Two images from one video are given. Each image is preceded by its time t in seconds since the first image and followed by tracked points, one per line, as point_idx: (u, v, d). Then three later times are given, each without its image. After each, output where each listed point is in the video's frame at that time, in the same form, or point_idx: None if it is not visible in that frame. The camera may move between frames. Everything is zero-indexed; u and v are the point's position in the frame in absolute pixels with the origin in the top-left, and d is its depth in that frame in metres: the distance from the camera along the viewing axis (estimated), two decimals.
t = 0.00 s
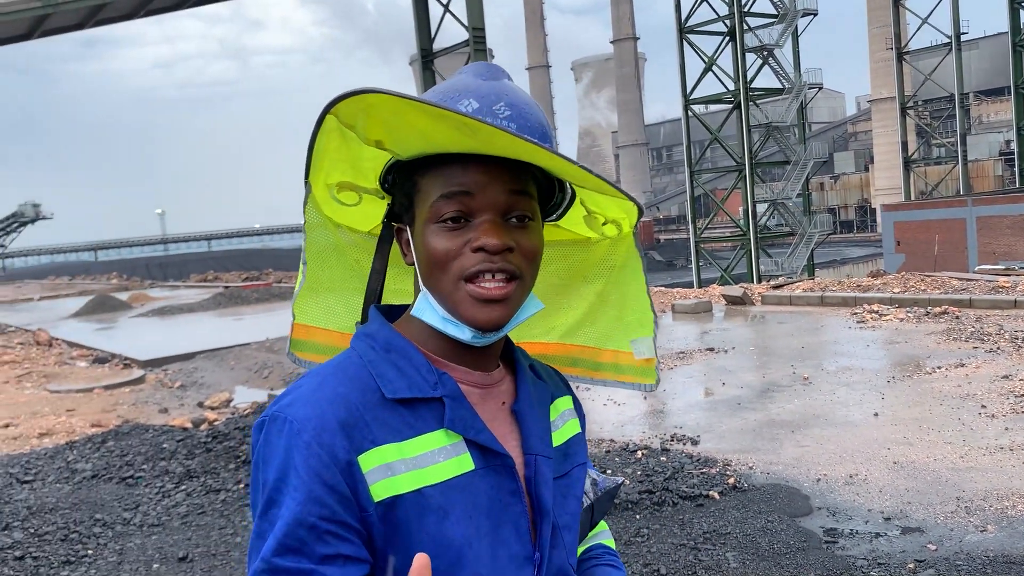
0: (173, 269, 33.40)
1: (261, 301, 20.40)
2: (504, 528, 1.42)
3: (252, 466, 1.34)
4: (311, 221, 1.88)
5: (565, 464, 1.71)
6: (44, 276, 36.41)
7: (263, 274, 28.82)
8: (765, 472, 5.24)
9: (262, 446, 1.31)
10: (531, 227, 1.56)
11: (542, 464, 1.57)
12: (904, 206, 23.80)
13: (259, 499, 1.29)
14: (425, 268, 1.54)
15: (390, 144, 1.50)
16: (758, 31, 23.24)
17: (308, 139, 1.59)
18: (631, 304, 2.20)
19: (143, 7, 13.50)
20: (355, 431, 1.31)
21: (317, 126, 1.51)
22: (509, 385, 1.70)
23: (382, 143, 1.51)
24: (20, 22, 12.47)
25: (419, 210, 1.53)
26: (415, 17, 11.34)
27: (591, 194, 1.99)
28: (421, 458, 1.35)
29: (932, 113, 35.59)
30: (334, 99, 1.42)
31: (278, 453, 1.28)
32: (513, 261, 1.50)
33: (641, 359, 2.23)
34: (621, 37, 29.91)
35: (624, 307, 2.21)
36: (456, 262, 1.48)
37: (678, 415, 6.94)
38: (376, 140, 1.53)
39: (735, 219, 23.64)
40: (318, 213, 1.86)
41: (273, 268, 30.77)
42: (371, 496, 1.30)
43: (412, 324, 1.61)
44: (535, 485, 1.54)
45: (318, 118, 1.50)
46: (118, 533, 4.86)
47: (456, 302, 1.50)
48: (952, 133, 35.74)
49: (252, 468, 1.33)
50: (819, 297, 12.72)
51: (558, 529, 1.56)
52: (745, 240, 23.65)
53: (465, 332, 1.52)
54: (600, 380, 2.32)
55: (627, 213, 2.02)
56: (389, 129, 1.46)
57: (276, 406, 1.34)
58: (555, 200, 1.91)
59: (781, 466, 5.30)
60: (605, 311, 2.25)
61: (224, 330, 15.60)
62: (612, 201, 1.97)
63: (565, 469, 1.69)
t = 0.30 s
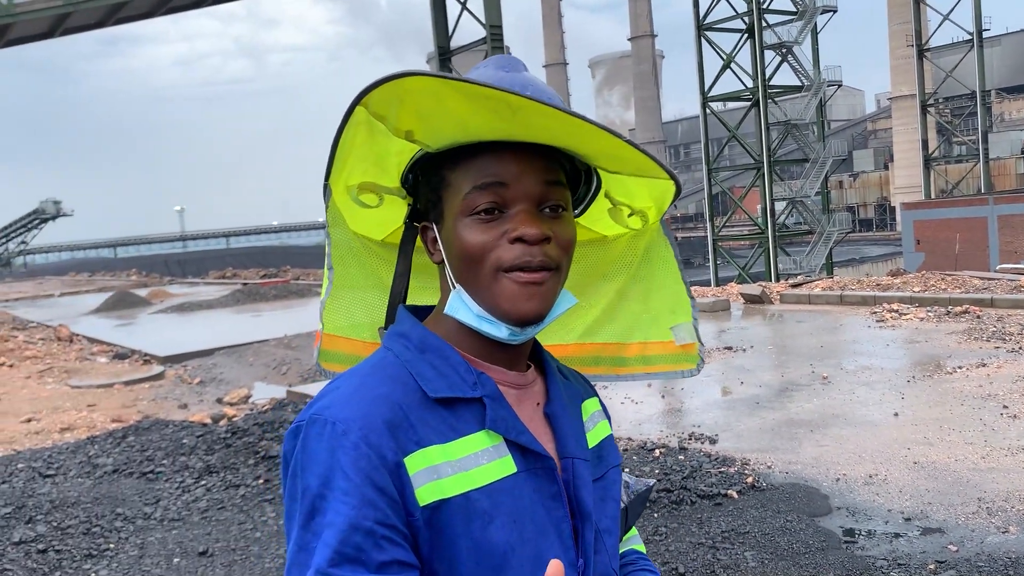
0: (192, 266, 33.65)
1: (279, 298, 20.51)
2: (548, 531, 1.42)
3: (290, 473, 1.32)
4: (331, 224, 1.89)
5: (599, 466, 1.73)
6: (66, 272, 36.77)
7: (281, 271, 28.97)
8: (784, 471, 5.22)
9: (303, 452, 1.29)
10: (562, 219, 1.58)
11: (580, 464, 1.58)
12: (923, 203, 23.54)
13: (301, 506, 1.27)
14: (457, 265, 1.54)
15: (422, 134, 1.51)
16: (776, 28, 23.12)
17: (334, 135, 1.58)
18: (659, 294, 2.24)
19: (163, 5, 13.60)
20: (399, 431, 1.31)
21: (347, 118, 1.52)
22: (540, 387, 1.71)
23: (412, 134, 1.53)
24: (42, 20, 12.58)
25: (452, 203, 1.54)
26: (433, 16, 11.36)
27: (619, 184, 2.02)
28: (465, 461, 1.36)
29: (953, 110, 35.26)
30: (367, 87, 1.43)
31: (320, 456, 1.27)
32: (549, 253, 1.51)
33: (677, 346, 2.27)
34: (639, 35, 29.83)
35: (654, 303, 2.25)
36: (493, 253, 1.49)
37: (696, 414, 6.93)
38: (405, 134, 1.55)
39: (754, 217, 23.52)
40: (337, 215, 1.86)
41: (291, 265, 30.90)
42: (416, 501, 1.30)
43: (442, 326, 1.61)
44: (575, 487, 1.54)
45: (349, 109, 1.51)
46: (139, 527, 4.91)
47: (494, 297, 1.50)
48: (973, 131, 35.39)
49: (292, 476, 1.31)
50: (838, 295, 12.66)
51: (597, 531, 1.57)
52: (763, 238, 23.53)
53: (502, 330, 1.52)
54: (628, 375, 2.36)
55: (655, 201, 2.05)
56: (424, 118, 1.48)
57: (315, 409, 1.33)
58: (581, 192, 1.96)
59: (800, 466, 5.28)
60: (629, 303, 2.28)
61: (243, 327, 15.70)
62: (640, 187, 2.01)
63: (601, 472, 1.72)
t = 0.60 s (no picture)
0: (203, 264, 33.82)
1: (290, 296, 20.55)
2: (571, 535, 1.42)
3: (304, 484, 1.28)
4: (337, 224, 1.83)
5: (617, 466, 1.74)
6: (78, 271, 36.96)
7: (291, 269, 29.02)
8: (796, 471, 5.20)
9: (322, 462, 1.25)
10: (577, 214, 1.60)
11: (600, 465, 1.58)
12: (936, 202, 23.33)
13: (320, 519, 1.23)
14: (474, 262, 1.53)
15: (441, 125, 1.50)
16: (788, 26, 23.03)
17: (344, 127, 1.54)
18: (665, 289, 2.26)
19: (175, 3, 13.65)
20: (422, 436, 1.30)
21: (363, 108, 1.49)
22: (553, 387, 1.72)
23: (429, 126, 1.51)
24: (55, 19, 12.65)
25: (469, 198, 1.53)
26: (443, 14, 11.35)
27: (626, 177, 2.05)
28: (488, 465, 1.35)
29: (967, 108, 35.02)
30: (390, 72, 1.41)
31: (343, 463, 1.23)
32: (571, 247, 1.52)
33: (686, 337, 2.28)
34: (650, 32, 29.76)
35: (660, 300, 2.27)
36: (515, 247, 1.48)
37: (707, 413, 6.90)
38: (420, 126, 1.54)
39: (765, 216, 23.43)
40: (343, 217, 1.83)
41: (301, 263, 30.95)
42: (442, 508, 1.29)
43: (455, 327, 1.60)
44: (595, 489, 1.54)
45: (365, 99, 1.48)
46: (152, 523, 4.93)
47: (515, 293, 1.48)
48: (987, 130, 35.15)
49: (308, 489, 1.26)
50: (850, 295, 12.60)
51: (618, 534, 1.57)
52: (775, 237, 23.42)
53: (521, 328, 1.52)
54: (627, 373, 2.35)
55: (665, 195, 2.09)
56: (444, 107, 1.47)
57: (330, 415, 1.30)
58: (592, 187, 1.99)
59: (811, 465, 5.27)
60: (632, 300, 2.29)
61: (254, 325, 15.74)
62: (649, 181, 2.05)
63: (618, 472, 1.73)
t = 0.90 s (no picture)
0: (210, 263, 33.92)
1: (297, 295, 20.59)
2: (581, 535, 1.42)
3: (314, 504, 1.26)
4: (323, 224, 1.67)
5: (621, 461, 1.74)
6: (86, 269, 37.08)
7: (298, 269, 29.05)
8: (803, 471, 5.19)
9: (331, 479, 1.24)
10: (577, 208, 1.62)
11: (606, 463, 1.58)
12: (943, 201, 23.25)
13: (332, 538, 1.21)
14: (480, 262, 1.52)
15: (447, 123, 1.49)
16: (796, 25, 22.96)
17: (346, 130, 1.50)
18: (636, 292, 2.22)
19: (182, 3, 13.67)
20: (429, 444, 1.30)
21: (370, 108, 1.46)
22: (555, 387, 1.72)
23: (436, 126, 1.50)
24: (63, 18, 12.69)
25: (474, 195, 1.52)
26: (450, 14, 11.35)
27: (608, 173, 2.04)
28: (494, 471, 1.35)
29: (975, 107, 34.89)
30: (402, 69, 1.40)
31: (352, 478, 1.23)
32: (579, 239, 1.53)
33: (649, 345, 2.25)
34: (657, 32, 29.72)
35: (630, 301, 2.23)
36: (525, 244, 1.48)
37: (714, 413, 6.89)
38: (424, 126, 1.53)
39: (773, 216, 23.36)
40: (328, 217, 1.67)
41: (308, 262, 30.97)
42: (454, 516, 1.29)
43: (457, 332, 1.59)
44: (602, 488, 1.54)
45: (374, 97, 1.45)
46: (159, 522, 4.94)
47: (528, 288, 1.48)
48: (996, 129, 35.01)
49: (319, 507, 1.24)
50: (857, 295, 12.57)
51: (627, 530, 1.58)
52: (782, 236, 23.36)
53: (529, 322, 1.53)
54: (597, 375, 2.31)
55: (645, 190, 2.08)
56: (452, 103, 1.47)
57: (334, 432, 1.30)
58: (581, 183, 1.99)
59: (819, 465, 5.26)
60: (606, 299, 2.25)
61: (261, 324, 15.76)
62: (635, 176, 2.05)
63: (624, 466, 1.73)
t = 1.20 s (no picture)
0: (216, 262, 33.97)
1: (303, 295, 20.61)
2: (592, 529, 1.43)
3: (333, 502, 1.26)
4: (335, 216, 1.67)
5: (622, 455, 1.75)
6: (93, 269, 37.18)
7: (304, 268, 29.08)
8: (810, 470, 5.18)
9: (351, 477, 1.24)
10: (582, 211, 1.64)
11: (611, 458, 1.59)
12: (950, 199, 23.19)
13: (353, 535, 1.20)
14: (489, 261, 1.52)
15: (461, 126, 1.49)
16: (802, 23, 22.90)
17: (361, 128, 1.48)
18: (630, 293, 2.22)
19: (188, 3, 13.70)
20: (446, 441, 1.31)
21: (389, 106, 1.45)
22: (557, 384, 1.73)
23: (450, 128, 1.50)
24: (69, 19, 12.72)
25: (485, 196, 1.52)
26: (455, 13, 11.34)
27: (608, 177, 2.04)
28: (509, 466, 1.36)
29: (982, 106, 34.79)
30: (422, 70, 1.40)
31: (371, 475, 1.22)
32: (586, 242, 1.54)
33: (646, 342, 2.24)
34: (662, 30, 29.69)
35: (624, 303, 2.23)
36: (535, 246, 1.49)
37: (720, 412, 6.88)
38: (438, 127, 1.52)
39: (779, 214, 23.30)
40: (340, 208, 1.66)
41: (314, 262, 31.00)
42: (471, 512, 1.29)
43: (463, 332, 1.60)
44: (609, 481, 1.54)
45: (392, 98, 1.44)
46: (167, 520, 4.96)
47: (538, 290, 1.48)
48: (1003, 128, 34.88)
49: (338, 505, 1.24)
50: (864, 293, 12.54)
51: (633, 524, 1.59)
52: (788, 235, 23.30)
53: (537, 322, 1.53)
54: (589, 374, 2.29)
55: (642, 193, 2.08)
56: (469, 106, 1.47)
57: (351, 430, 1.30)
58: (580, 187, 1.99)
59: (826, 464, 5.26)
60: (601, 300, 2.23)
61: (268, 323, 15.79)
62: (636, 181, 2.05)
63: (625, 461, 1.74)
